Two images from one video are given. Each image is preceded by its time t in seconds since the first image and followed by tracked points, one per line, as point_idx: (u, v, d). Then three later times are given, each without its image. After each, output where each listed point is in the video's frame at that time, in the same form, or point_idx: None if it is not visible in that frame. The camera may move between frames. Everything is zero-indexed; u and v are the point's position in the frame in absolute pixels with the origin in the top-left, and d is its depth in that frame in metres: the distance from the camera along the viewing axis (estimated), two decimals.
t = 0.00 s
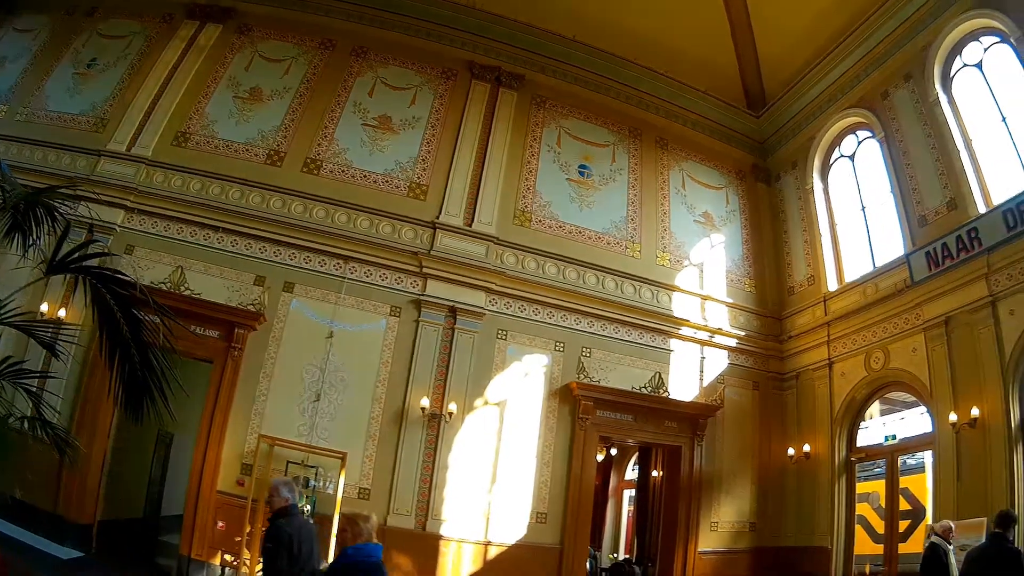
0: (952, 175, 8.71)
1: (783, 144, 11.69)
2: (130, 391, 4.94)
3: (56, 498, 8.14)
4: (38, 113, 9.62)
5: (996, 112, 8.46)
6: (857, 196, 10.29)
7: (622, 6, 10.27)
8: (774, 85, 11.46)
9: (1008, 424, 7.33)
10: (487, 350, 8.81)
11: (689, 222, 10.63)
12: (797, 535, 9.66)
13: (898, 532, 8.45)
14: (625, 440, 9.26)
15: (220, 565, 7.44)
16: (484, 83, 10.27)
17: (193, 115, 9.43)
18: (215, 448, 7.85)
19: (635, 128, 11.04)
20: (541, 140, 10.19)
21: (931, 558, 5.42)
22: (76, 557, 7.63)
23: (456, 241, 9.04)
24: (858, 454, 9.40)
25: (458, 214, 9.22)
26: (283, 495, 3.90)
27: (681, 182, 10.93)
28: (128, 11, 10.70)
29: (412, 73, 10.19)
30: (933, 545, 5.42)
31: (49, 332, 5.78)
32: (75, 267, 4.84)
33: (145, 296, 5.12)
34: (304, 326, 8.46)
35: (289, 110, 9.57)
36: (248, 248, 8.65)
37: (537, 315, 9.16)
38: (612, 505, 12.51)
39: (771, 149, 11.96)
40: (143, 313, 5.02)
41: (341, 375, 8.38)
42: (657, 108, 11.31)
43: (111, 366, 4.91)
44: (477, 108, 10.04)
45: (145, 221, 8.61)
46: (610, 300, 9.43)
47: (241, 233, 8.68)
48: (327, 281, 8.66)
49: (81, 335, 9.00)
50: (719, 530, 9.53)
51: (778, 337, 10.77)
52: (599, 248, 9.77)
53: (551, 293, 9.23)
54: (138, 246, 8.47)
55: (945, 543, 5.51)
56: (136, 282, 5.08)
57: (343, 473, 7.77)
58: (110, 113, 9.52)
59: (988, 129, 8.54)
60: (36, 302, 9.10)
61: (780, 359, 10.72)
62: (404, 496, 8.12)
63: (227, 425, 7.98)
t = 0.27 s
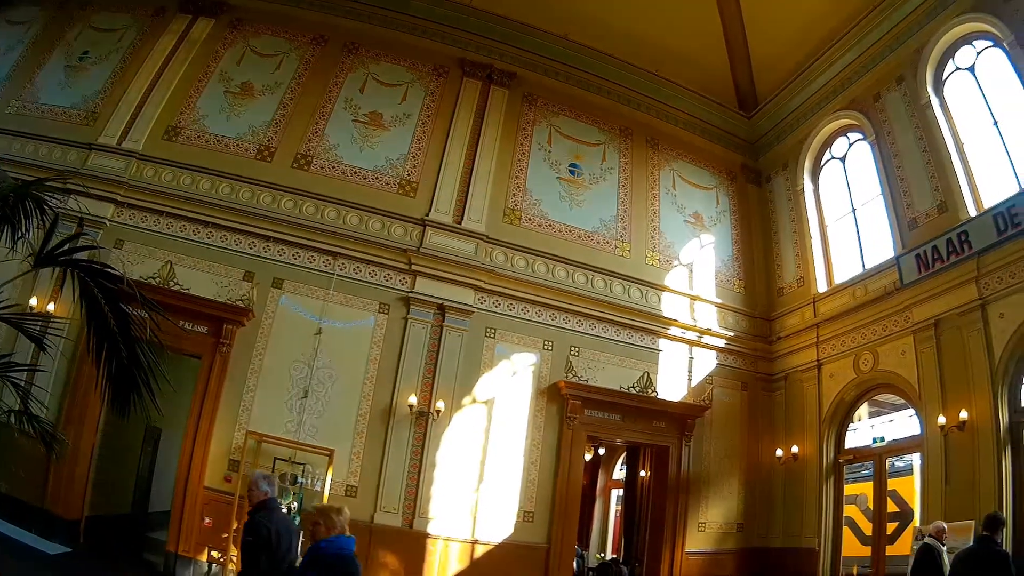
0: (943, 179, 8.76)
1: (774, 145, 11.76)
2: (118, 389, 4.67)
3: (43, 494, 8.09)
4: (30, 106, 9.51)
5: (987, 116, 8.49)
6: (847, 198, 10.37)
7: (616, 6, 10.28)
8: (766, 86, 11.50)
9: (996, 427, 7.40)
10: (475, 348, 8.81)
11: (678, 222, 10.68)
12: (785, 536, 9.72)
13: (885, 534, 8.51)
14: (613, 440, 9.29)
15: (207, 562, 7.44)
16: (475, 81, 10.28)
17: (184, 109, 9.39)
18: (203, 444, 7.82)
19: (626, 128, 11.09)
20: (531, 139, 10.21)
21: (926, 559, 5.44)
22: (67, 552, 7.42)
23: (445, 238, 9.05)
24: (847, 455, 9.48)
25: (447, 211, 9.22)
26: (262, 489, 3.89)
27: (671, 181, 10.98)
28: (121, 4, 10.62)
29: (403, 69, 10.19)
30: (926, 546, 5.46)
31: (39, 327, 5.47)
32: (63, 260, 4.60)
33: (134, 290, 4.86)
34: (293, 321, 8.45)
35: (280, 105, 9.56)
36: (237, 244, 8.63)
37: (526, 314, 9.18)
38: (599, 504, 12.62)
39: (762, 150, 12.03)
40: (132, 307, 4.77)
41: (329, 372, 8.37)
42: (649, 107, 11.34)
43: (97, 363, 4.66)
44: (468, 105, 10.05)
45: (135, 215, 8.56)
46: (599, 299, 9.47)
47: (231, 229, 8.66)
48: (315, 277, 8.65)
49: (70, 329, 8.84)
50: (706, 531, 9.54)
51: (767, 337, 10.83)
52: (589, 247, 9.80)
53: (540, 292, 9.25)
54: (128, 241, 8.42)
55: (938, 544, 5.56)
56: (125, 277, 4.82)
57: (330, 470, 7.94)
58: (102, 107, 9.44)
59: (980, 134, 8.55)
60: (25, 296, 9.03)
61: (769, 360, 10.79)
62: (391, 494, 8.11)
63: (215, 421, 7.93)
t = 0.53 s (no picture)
0: (934, 181, 8.83)
1: (764, 145, 11.84)
2: (106, 380, 4.63)
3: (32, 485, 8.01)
4: (21, 96, 9.32)
5: (979, 120, 8.57)
6: (837, 199, 10.43)
7: (613, 6, 10.29)
8: (757, 87, 11.56)
9: (985, 428, 7.46)
10: (463, 344, 8.83)
11: (668, 220, 10.75)
12: (773, 535, 9.76)
13: (874, 534, 8.56)
14: (601, 437, 9.33)
15: (195, 556, 7.44)
16: (467, 77, 10.30)
17: (175, 101, 9.34)
18: (190, 437, 7.77)
19: (616, 126, 11.15)
20: (522, 136, 10.25)
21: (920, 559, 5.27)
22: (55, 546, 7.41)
23: (435, 234, 9.07)
24: (835, 455, 9.53)
25: (438, 207, 9.25)
26: (244, 480, 3.93)
27: (662, 180, 11.05)
28: None
29: (394, 64, 10.20)
30: (921, 545, 5.32)
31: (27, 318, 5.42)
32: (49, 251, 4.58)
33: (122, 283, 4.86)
34: (281, 315, 8.43)
35: (271, 99, 9.55)
36: (227, 237, 8.61)
37: (515, 311, 9.21)
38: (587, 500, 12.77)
39: (753, 151, 12.11)
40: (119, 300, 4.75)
41: (317, 366, 8.35)
42: (641, 106, 11.42)
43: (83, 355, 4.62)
44: (459, 101, 10.06)
45: (125, 208, 8.52)
46: (588, 296, 9.52)
47: (221, 222, 8.64)
48: (304, 272, 8.64)
49: (57, 320, 8.76)
50: (694, 529, 9.56)
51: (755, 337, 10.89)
52: (579, 244, 9.84)
53: (529, 288, 9.29)
54: (118, 233, 8.38)
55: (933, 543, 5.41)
56: (113, 268, 4.76)
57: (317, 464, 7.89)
58: (93, 98, 9.31)
59: (972, 138, 8.63)
60: (14, 288, 8.98)
61: (757, 359, 10.86)
62: (379, 490, 8.10)
63: (203, 415, 7.89)
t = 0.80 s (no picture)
0: (928, 180, 8.85)
1: (758, 143, 11.88)
2: (96, 375, 4.61)
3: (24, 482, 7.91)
4: (14, 89, 9.22)
5: (973, 120, 8.57)
6: (831, 198, 10.45)
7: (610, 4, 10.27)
8: (751, 85, 11.57)
9: (976, 428, 7.48)
10: (455, 341, 8.84)
11: (661, 218, 10.78)
12: (764, 533, 9.79)
13: (864, 533, 8.58)
14: (592, 434, 9.35)
15: (186, 553, 7.39)
16: (461, 73, 10.30)
17: (168, 96, 9.30)
18: (181, 434, 7.74)
19: (610, 123, 11.18)
20: (515, 132, 10.26)
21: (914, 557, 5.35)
22: (44, 542, 7.38)
23: (426, 230, 9.07)
24: (825, 454, 9.56)
25: (430, 203, 9.25)
26: (228, 473, 4.00)
27: (655, 177, 11.08)
28: None
29: (388, 60, 10.19)
30: (917, 545, 5.38)
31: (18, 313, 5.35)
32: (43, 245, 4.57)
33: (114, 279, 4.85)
34: (273, 311, 8.42)
35: (264, 94, 9.54)
36: (219, 233, 8.59)
37: (507, 307, 9.23)
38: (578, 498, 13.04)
39: (746, 148, 12.14)
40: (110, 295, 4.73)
41: (308, 362, 8.34)
42: (635, 104, 11.46)
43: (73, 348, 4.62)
44: (453, 97, 10.07)
45: (117, 203, 8.49)
46: (580, 293, 9.54)
47: (213, 217, 8.62)
48: (296, 267, 8.63)
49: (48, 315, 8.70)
50: (684, 527, 9.57)
51: (746, 334, 10.93)
52: (571, 241, 9.86)
53: (520, 284, 9.32)
54: (110, 228, 8.35)
55: (930, 543, 5.47)
56: (104, 264, 4.77)
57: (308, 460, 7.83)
58: (87, 92, 9.24)
59: (966, 137, 8.63)
60: (6, 282, 8.89)
61: (749, 357, 10.90)
62: (370, 487, 8.09)
63: (194, 411, 7.87)
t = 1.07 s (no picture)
0: (919, 181, 8.88)
1: (749, 143, 11.93)
2: (84, 369, 4.58)
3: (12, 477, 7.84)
4: (5, 80, 9.05)
5: (966, 123, 8.58)
6: (822, 198, 10.48)
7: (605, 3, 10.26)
8: (744, 84, 11.59)
9: (966, 428, 7.51)
10: (443, 337, 8.86)
11: (652, 217, 10.81)
12: (752, 532, 9.82)
13: (853, 533, 8.60)
14: (580, 432, 9.38)
15: (174, 548, 7.32)
16: (453, 69, 10.31)
17: (160, 89, 9.24)
18: (171, 428, 7.68)
19: (601, 121, 11.23)
20: (507, 129, 10.30)
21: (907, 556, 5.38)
22: (35, 537, 7.22)
23: (416, 226, 9.10)
24: (814, 454, 9.58)
25: (420, 199, 9.27)
26: (210, 468, 4.03)
27: (646, 176, 11.13)
28: None
29: (381, 55, 10.19)
30: (910, 545, 5.40)
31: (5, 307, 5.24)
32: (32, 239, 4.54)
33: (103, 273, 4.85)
34: (262, 306, 8.40)
35: (256, 88, 9.52)
36: (209, 227, 8.56)
37: (496, 304, 9.26)
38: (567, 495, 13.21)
39: (738, 148, 12.19)
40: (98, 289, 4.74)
41: (296, 358, 8.33)
42: (627, 102, 11.50)
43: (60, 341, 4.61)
44: (444, 94, 10.09)
45: (108, 196, 8.42)
46: (570, 291, 9.58)
47: (204, 211, 8.58)
48: (286, 262, 8.62)
49: (37, 308, 8.59)
50: (672, 526, 9.59)
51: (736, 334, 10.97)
52: (561, 239, 9.91)
53: (509, 281, 9.35)
54: (100, 222, 8.27)
55: (924, 543, 5.49)
56: (92, 257, 4.76)
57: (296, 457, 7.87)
58: (79, 84, 9.10)
59: (958, 139, 8.65)
60: None
61: (739, 357, 10.94)
62: (358, 484, 8.09)
63: (183, 406, 7.82)
